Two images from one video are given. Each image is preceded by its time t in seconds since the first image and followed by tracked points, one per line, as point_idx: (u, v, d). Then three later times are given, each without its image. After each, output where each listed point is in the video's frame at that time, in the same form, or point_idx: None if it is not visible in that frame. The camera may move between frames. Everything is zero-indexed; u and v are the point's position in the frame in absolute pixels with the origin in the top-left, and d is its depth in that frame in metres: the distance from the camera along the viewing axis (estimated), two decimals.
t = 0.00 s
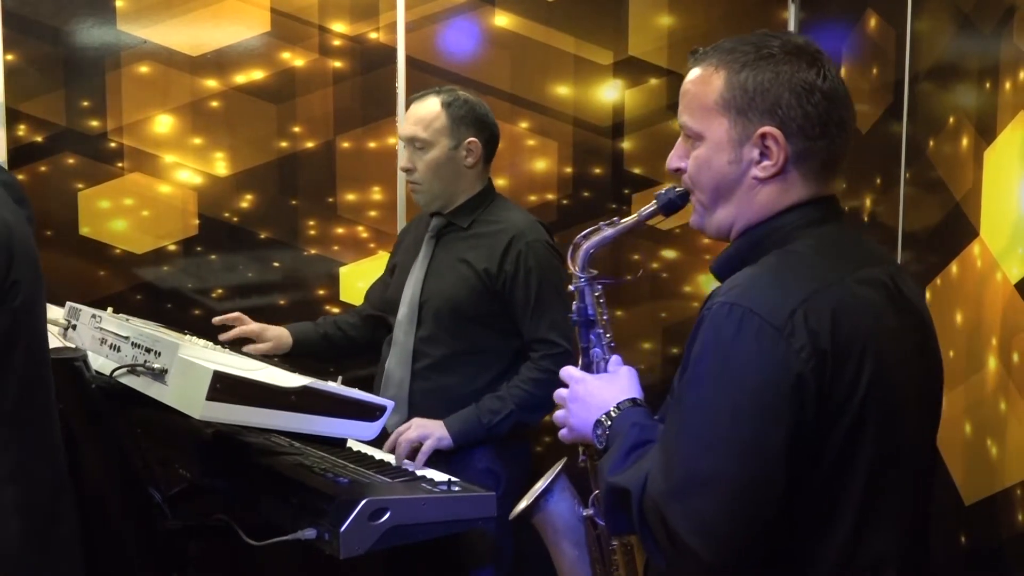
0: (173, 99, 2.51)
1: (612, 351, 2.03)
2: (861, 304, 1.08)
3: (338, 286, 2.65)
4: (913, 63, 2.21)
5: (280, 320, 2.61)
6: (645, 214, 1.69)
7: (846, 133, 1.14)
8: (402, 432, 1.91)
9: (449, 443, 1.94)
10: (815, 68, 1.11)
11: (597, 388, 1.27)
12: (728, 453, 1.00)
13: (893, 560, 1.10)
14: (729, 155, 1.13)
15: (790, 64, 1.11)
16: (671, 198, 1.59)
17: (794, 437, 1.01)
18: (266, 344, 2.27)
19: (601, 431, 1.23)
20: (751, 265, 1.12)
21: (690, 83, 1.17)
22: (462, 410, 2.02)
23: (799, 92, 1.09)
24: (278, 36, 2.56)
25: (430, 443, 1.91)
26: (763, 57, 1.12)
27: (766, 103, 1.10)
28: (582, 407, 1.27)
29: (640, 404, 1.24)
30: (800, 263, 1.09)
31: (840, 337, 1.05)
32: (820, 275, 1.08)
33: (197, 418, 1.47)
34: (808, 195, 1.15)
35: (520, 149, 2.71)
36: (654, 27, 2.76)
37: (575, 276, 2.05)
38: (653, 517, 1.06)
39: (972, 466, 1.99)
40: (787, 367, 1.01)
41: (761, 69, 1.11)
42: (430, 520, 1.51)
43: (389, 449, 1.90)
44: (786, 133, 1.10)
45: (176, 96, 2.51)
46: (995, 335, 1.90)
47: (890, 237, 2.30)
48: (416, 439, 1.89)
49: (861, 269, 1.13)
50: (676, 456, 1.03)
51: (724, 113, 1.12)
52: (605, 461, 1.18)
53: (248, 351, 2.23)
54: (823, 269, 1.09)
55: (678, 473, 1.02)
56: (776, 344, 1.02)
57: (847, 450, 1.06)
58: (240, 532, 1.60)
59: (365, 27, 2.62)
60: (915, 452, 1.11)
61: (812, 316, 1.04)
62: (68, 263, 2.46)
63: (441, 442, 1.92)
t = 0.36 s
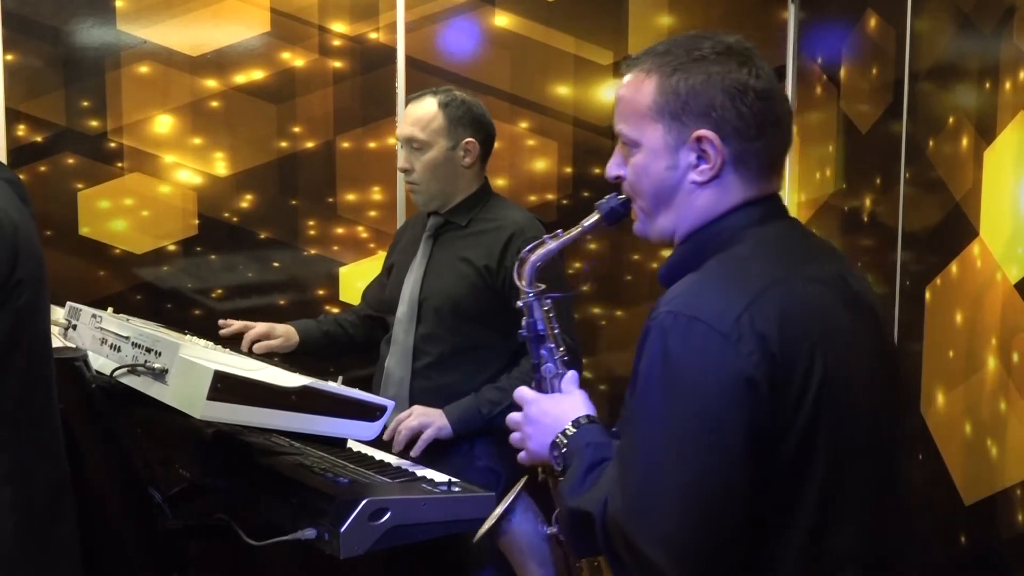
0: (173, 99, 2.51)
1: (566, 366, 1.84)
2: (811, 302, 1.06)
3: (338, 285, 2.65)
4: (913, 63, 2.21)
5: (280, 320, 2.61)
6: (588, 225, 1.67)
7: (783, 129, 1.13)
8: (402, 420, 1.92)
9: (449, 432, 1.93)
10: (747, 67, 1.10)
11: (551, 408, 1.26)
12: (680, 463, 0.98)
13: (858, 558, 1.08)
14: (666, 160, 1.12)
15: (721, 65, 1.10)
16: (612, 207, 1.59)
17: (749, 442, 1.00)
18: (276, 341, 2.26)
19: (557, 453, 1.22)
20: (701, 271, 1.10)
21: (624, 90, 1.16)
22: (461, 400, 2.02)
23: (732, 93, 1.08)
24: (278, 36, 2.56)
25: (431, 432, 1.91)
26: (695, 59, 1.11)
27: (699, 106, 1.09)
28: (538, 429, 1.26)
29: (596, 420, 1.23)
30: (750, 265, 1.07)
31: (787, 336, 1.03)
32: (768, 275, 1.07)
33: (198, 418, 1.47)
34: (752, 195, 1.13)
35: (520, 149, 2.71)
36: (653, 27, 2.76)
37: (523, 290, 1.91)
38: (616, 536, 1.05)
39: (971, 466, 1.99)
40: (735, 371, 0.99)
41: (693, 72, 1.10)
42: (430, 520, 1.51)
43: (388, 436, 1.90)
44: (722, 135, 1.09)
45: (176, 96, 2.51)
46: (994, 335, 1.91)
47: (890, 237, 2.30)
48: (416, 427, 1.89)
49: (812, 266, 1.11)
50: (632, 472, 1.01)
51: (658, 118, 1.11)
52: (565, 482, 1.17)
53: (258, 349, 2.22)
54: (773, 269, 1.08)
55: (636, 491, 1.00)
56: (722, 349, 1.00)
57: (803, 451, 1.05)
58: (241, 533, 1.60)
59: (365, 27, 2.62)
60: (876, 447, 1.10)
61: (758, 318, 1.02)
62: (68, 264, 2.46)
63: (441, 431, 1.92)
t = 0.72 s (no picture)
0: (172, 99, 2.51)
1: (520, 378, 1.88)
2: (730, 301, 1.03)
3: (337, 286, 2.65)
4: (912, 63, 2.20)
5: (280, 320, 2.62)
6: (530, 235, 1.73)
7: (705, 127, 1.10)
8: (401, 429, 1.86)
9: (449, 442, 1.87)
10: (662, 69, 1.09)
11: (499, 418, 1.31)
12: (586, 470, 0.97)
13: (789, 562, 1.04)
14: (588, 168, 1.11)
15: (634, 69, 1.09)
16: (552, 218, 1.61)
17: (659, 448, 0.97)
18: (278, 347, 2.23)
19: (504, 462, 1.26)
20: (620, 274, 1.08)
21: (546, 101, 1.16)
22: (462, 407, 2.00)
23: (645, 96, 1.07)
24: (278, 36, 2.57)
25: (429, 441, 1.85)
26: (610, 64, 1.10)
27: (614, 111, 1.08)
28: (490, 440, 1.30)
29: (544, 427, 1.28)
30: (668, 266, 1.04)
31: (700, 337, 1.00)
32: (684, 274, 1.03)
33: (197, 418, 1.47)
34: (677, 197, 1.11)
35: (520, 149, 2.71)
36: (653, 27, 2.76)
37: (475, 305, 1.97)
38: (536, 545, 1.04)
39: (971, 466, 1.99)
40: (640, 375, 0.97)
41: (607, 77, 1.09)
42: (430, 520, 1.51)
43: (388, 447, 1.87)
44: (639, 138, 1.08)
45: (175, 96, 2.51)
46: (993, 335, 1.90)
47: (889, 237, 2.30)
48: (414, 436, 1.84)
49: (739, 264, 1.07)
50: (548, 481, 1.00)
51: (577, 126, 1.11)
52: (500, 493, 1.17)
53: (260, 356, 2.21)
54: (690, 268, 1.04)
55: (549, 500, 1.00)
56: (626, 353, 0.97)
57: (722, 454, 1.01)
58: (240, 533, 1.60)
59: (364, 27, 2.62)
60: (808, 450, 1.05)
61: (667, 320, 0.99)
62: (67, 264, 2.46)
63: (440, 441, 1.85)
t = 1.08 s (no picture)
0: (172, 99, 2.51)
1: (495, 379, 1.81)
2: (647, 311, 1.01)
3: (336, 285, 2.65)
4: (912, 63, 2.20)
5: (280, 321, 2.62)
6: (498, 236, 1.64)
7: (647, 130, 1.08)
8: (401, 437, 1.82)
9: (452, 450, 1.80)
10: (601, 72, 1.08)
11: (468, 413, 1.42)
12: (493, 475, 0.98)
13: None
14: (531, 170, 1.10)
15: (573, 72, 1.08)
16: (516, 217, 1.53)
17: (563, 456, 0.97)
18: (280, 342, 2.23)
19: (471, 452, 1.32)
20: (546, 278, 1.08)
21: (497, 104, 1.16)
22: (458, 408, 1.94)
23: (582, 99, 1.07)
24: (278, 36, 2.56)
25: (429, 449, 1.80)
26: (551, 67, 1.09)
27: (552, 114, 1.07)
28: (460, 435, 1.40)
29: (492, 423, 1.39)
30: (589, 272, 1.04)
31: (610, 347, 0.99)
32: (601, 282, 1.02)
33: (197, 418, 1.48)
34: (615, 201, 1.09)
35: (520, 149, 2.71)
36: (652, 26, 2.76)
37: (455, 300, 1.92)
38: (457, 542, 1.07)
39: (971, 466, 1.99)
40: (545, 383, 0.96)
41: (547, 81, 1.09)
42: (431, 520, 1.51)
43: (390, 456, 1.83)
44: (576, 141, 1.07)
45: (175, 96, 2.51)
46: (994, 335, 1.90)
47: (889, 238, 2.30)
48: (414, 443, 1.80)
49: (666, 270, 1.06)
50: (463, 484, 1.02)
51: (520, 129, 1.10)
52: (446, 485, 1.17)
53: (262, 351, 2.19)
54: (609, 275, 1.03)
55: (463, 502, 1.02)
56: (535, 362, 0.97)
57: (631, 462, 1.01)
58: (241, 533, 1.60)
59: (364, 27, 2.62)
60: (730, 462, 1.04)
61: (578, 328, 0.99)
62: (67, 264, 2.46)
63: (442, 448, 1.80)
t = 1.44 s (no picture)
0: (172, 99, 2.51)
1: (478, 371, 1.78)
2: (606, 319, 1.01)
3: (336, 285, 2.64)
4: (912, 63, 2.20)
5: (280, 320, 2.62)
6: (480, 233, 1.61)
7: (616, 135, 1.07)
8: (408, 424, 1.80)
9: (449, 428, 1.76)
10: (569, 75, 1.06)
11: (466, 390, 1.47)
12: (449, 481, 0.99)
13: None
14: (502, 172, 1.10)
15: (542, 74, 1.07)
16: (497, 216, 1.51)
17: (518, 465, 0.97)
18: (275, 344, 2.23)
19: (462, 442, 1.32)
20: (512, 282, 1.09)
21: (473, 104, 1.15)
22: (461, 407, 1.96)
23: (548, 103, 1.06)
24: (278, 35, 2.56)
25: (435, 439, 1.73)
26: (521, 69, 1.08)
27: (520, 117, 1.07)
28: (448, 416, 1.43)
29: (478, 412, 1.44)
30: (551, 278, 1.04)
31: (568, 358, 0.99)
32: (562, 291, 1.02)
33: (197, 418, 1.48)
34: (583, 206, 1.08)
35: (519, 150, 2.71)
36: (653, 26, 2.76)
37: (445, 294, 1.94)
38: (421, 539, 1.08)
39: (972, 466, 1.99)
40: (500, 393, 0.97)
41: (517, 83, 1.08)
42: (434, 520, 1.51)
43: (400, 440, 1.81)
44: (543, 145, 1.06)
45: (175, 96, 2.51)
46: (994, 335, 1.90)
47: (889, 238, 2.30)
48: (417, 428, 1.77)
49: (630, 277, 1.05)
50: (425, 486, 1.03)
51: (491, 130, 1.10)
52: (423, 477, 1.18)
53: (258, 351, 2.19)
54: (571, 284, 1.03)
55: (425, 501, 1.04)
56: (491, 369, 0.98)
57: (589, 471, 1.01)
58: (241, 533, 1.60)
59: (364, 27, 2.62)
60: (690, 473, 1.03)
61: (535, 336, 0.99)
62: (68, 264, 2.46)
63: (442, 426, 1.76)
